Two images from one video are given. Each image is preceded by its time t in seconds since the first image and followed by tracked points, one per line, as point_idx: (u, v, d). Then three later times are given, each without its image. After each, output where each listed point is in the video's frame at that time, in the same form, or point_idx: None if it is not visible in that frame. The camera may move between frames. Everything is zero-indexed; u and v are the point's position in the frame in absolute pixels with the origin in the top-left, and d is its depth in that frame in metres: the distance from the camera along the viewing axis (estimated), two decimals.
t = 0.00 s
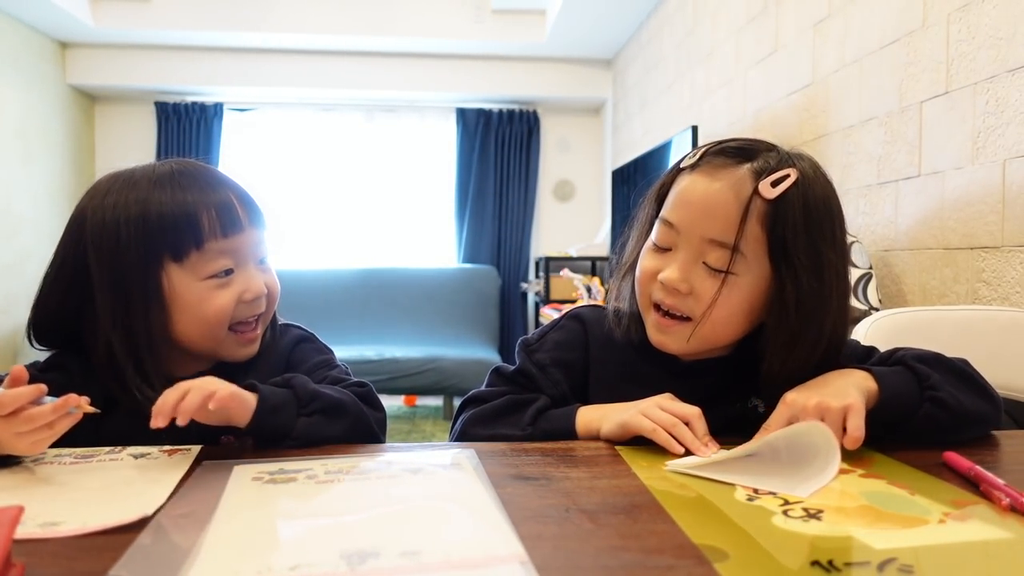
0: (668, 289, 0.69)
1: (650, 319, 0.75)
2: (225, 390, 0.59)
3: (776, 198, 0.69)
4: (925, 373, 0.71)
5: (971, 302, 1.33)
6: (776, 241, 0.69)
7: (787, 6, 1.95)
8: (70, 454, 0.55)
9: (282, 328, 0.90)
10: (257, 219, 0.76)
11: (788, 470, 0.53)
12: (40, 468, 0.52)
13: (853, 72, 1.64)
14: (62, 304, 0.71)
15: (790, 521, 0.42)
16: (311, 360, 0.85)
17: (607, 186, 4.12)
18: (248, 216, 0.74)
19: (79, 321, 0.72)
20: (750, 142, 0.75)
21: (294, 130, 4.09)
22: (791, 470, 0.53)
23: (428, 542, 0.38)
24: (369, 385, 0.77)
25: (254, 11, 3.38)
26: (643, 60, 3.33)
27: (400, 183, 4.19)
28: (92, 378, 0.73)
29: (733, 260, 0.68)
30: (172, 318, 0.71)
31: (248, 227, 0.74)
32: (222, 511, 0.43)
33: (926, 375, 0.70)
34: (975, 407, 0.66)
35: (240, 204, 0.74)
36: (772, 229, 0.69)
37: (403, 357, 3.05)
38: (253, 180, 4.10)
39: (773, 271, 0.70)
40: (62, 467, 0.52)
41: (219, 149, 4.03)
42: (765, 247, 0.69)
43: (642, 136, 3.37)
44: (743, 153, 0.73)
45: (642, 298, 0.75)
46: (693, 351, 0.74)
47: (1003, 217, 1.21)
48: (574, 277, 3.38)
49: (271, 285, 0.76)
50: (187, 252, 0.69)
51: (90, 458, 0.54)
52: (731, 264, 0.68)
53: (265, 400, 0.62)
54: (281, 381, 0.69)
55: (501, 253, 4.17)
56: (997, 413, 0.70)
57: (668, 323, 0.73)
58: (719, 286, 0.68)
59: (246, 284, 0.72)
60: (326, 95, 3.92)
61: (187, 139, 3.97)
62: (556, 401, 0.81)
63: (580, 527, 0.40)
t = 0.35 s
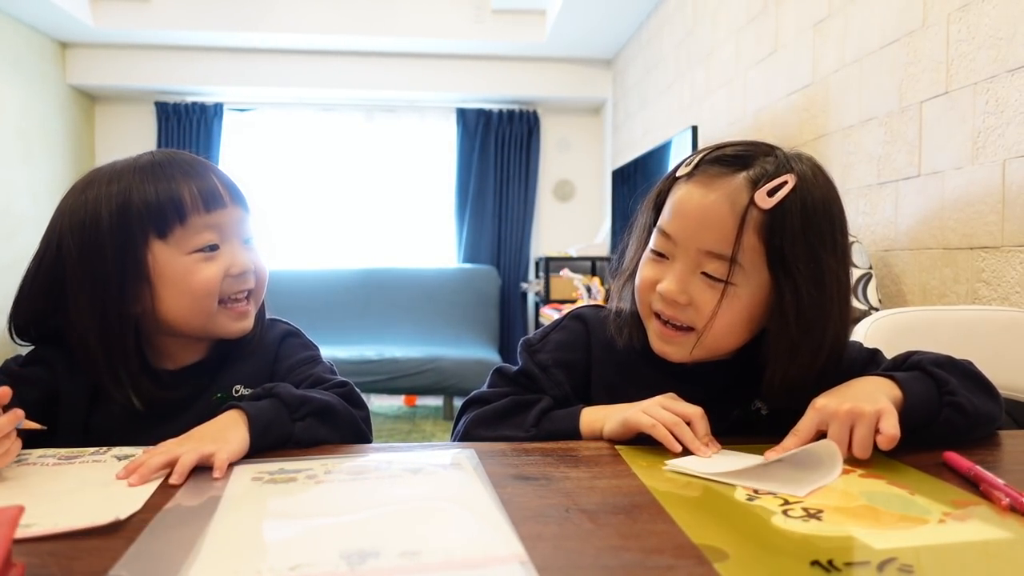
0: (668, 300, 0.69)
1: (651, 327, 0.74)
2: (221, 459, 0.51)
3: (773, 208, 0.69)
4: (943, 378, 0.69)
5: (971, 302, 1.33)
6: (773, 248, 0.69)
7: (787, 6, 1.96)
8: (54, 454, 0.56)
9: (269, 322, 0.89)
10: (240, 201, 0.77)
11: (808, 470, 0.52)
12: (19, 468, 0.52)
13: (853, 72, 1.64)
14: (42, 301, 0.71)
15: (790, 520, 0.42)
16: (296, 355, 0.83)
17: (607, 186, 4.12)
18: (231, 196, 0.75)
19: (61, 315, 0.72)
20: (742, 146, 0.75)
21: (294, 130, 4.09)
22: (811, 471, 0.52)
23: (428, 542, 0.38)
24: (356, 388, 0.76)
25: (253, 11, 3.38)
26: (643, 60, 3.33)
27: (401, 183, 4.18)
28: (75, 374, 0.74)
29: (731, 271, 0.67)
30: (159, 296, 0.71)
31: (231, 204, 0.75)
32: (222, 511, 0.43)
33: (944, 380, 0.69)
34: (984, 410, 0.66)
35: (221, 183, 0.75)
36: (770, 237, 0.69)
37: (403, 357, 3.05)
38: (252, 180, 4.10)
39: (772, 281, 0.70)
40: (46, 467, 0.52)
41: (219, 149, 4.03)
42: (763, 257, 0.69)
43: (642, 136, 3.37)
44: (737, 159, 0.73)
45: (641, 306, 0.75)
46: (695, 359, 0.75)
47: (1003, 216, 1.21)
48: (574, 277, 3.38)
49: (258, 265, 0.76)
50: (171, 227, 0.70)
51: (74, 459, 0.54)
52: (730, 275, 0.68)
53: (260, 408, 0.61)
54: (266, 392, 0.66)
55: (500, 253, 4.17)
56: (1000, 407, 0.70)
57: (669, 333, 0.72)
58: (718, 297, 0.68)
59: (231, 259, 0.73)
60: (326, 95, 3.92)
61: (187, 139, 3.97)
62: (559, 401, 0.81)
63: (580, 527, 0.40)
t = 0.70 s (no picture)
0: (653, 294, 0.70)
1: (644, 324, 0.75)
2: (223, 460, 0.51)
3: (748, 202, 0.69)
4: (972, 381, 0.68)
5: (971, 302, 1.33)
6: (751, 241, 0.69)
7: (786, 5, 1.96)
8: (50, 453, 0.56)
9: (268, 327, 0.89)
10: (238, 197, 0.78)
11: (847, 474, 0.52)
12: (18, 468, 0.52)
13: (853, 72, 1.64)
14: (36, 296, 0.72)
15: (791, 521, 0.42)
16: (290, 362, 0.83)
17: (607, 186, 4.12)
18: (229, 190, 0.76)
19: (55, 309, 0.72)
20: (729, 145, 0.76)
21: (294, 129, 4.09)
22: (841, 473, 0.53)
23: (428, 543, 0.38)
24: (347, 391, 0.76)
25: (253, 12, 3.38)
26: (643, 60, 3.33)
27: (401, 183, 4.18)
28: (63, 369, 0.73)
29: (708, 265, 0.68)
30: (153, 279, 0.71)
31: (228, 198, 0.75)
32: (222, 511, 0.43)
33: (974, 385, 0.68)
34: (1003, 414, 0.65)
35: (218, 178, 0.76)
36: (746, 231, 0.69)
37: (403, 357, 3.05)
38: (252, 180, 4.10)
39: (752, 275, 0.70)
40: (42, 467, 0.52)
41: (219, 149, 4.03)
42: (741, 250, 0.69)
43: (642, 136, 3.37)
44: (720, 156, 0.74)
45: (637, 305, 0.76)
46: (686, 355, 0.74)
47: (1003, 216, 1.21)
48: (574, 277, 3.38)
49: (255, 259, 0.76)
50: (166, 214, 0.71)
51: (71, 458, 0.54)
52: (708, 268, 0.68)
53: (262, 405, 0.61)
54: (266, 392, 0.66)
55: (501, 253, 4.17)
56: (1005, 404, 0.70)
57: (659, 330, 0.73)
58: (697, 291, 0.68)
59: (227, 247, 0.73)
60: (326, 95, 3.92)
61: (187, 139, 3.97)
62: (561, 402, 0.81)
63: (580, 527, 0.40)
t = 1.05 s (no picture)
0: (656, 279, 0.70)
1: (649, 317, 0.75)
2: (218, 463, 0.51)
3: (736, 173, 0.71)
4: (966, 391, 0.67)
5: (971, 302, 1.33)
6: (744, 210, 0.70)
7: (786, 5, 1.95)
8: (69, 450, 0.57)
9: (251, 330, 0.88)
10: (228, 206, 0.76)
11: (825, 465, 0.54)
12: (31, 465, 0.52)
13: (853, 72, 1.64)
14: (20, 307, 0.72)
15: (791, 521, 0.42)
16: (278, 361, 0.82)
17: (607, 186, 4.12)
18: (219, 201, 0.75)
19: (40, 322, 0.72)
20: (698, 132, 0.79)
21: (293, 129, 4.09)
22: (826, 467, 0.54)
23: (429, 543, 0.38)
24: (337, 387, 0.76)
25: (254, 12, 3.38)
26: (643, 59, 3.33)
27: (401, 183, 4.18)
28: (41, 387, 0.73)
29: (710, 237, 0.69)
30: (141, 296, 0.70)
31: (219, 207, 0.74)
32: (222, 512, 0.43)
33: (967, 392, 0.67)
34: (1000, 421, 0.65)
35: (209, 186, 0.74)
36: (739, 201, 0.71)
37: (403, 357, 3.05)
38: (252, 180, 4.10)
39: (750, 242, 0.71)
40: (56, 463, 0.52)
41: (219, 149, 4.03)
42: (737, 219, 0.70)
43: (642, 136, 3.37)
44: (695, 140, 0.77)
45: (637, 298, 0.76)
46: (697, 339, 0.74)
47: (1003, 216, 1.21)
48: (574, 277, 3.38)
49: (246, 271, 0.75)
50: (154, 228, 0.70)
51: (87, 456, 0.55)
52: (709, 241, 0.69)
53: (255, 407, 0.61)
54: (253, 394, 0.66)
55: (501, 253, 4.17)
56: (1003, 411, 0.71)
57: (666, 317, 0.73)
58: (703, 265, 0.69)
59: (216, 261, 0.71)
60: (326, 95, 3.92)
61: (187, 139, 3.97)
62: (559, 410, 0.81)
63: (580, 527, 0.40)
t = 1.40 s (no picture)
0: (655, 261, 0.74)
1: (647, 303, 0.77)
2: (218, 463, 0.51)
3: (720, 157, 0.77)
4: (935, 386, 0.67)
5: (971, 302, 1.33)
6: (732, 188, 0.76)
7: (786, 4, 1.95)
8: (70, 449, 0.57)
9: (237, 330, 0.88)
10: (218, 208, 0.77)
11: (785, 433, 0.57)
12: (32, 465, 0.52)
13: (853, 71, 1.64)
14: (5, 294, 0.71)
15: (791, 521, 0.42)
16: (266, 361, 0.82)
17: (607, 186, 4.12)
18: (205, 201, 0.75)
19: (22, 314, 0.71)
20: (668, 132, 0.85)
21: (293, 129, 4.09)
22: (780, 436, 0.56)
23: (430, 543, 0.38)
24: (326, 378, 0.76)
25: (253, 12, 3.39)
26: (643, 59, 3.33)
27: (401, 182, 4.18)
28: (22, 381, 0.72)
29: (704, 215, 0.74)
30: (124, 295, 0.69)
31: (205, 207, 0.74)
32: (220, 513, 0.43)
33: (935, 386, 0.68)
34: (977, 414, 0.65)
35: (196, 187, 0.74)
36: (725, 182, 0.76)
37: (403, 357, 3.06)
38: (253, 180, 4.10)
39: (738, 220, 0.77)
40: (57, 463, 0.52)
41: (219, 150, 4.03)
42: (725, 198, 0.76)
43: (642, 136, 3.37)
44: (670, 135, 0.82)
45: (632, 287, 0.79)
46: (697, 318, 0.77)
47: (1003, 216, 1.21)
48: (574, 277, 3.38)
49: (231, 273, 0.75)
50: (140, 226, 0.69)
51: (88, 456, 0.55)
52: (704, 219, 0.74)
53: (254, 407, 0.61)
54: (251, 393, 0.66)
55: (501, 253, 4.16)
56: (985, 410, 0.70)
57: (666, 298, 0.76)
58: (700, 241, 0.74)
59: (203, 261, 0.71)
60: (326, 95, 3.92)
61: (187, 139, 3.97)
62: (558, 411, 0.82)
63: (580, 527, 0.40)
